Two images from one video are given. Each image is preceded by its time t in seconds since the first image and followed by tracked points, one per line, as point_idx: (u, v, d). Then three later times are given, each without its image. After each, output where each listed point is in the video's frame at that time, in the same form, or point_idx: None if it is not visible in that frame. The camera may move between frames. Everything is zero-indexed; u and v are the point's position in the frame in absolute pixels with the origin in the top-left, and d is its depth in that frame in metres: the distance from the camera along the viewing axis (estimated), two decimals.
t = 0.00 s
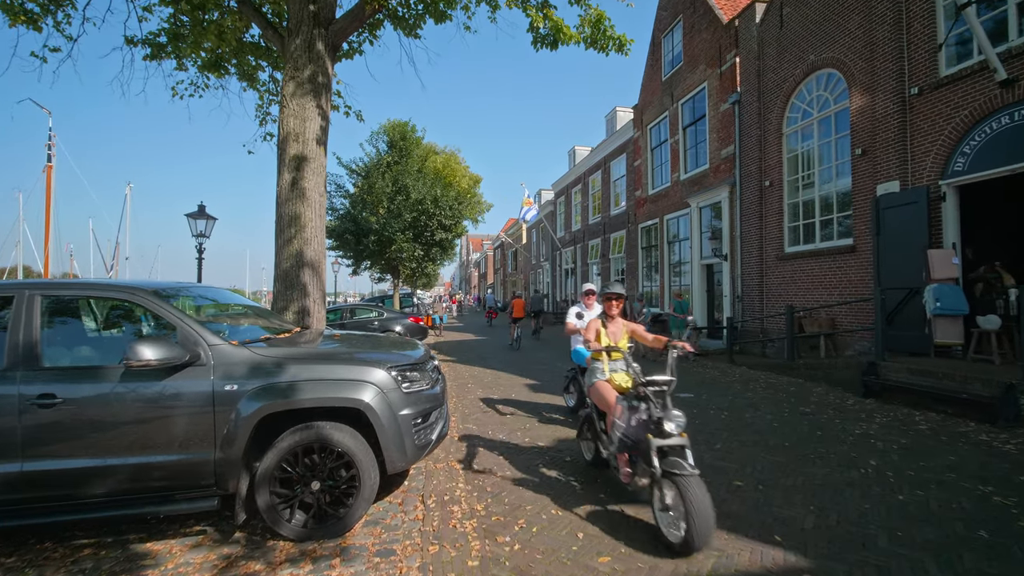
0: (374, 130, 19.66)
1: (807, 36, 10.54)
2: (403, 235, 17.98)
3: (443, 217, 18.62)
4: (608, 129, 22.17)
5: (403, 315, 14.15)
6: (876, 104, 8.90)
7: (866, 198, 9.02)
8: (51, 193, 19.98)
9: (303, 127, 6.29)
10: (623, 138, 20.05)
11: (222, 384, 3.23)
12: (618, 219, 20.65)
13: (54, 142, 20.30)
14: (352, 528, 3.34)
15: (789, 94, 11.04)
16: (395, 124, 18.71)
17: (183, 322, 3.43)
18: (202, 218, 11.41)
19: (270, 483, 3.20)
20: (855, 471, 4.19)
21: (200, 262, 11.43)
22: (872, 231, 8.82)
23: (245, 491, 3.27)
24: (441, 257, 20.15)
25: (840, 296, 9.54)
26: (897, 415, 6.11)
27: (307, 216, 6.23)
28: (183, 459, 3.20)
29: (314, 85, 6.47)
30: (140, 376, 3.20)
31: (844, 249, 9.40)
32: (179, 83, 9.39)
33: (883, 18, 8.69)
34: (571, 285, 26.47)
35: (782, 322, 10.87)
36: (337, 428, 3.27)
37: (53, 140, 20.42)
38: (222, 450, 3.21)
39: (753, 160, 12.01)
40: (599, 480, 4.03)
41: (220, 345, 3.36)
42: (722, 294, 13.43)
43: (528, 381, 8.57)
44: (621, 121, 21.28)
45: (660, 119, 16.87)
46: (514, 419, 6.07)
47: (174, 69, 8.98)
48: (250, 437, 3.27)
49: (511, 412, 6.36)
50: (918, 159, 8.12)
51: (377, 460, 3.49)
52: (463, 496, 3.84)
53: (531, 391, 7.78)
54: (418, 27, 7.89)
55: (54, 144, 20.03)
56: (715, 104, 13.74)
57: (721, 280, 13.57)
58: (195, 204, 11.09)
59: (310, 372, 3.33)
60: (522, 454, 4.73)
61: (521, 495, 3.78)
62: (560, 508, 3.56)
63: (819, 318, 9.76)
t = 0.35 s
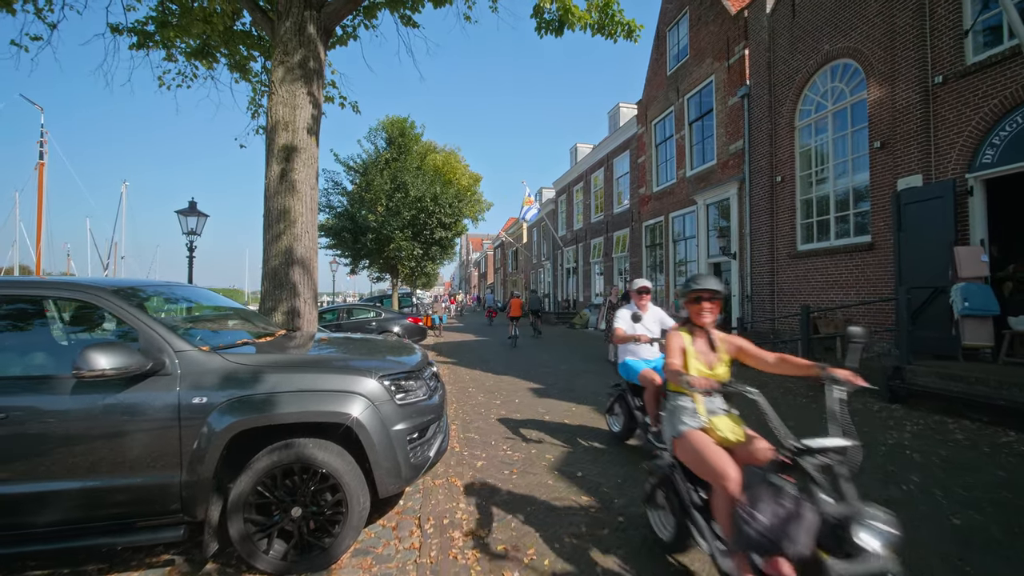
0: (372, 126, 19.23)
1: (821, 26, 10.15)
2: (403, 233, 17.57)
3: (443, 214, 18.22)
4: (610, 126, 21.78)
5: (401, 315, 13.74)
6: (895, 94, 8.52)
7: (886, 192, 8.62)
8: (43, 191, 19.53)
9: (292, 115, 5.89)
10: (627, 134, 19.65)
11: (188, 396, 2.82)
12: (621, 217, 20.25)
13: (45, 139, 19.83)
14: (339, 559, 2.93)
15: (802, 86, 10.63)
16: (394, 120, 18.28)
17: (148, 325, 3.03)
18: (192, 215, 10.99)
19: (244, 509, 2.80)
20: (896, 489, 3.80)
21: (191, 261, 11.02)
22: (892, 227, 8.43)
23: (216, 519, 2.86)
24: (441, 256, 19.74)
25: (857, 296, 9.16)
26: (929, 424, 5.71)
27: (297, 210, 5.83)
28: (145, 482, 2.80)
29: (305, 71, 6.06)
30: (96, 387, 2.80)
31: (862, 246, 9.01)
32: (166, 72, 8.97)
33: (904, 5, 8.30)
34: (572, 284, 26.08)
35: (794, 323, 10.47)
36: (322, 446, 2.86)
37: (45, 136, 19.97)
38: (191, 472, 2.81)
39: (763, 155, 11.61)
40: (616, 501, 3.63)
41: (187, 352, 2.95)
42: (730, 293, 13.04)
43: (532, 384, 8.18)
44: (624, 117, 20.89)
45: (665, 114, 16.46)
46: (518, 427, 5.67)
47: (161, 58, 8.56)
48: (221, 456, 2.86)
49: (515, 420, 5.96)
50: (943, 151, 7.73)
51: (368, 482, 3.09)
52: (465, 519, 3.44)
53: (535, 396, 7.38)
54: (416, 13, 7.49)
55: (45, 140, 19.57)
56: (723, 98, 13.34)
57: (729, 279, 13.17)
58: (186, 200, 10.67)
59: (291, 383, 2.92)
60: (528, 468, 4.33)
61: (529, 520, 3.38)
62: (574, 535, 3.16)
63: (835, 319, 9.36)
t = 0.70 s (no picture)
0: (370, 122, 18.84)
1: (833, 15, 9.78)
2: (400, 231, 17.18)
3: (442, 212, 17.83)
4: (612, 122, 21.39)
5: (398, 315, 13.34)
6: (914, 83, 8.14)
7: (904, 185, 8.24)
8: (34, 188, 19.12)
9: (278, 99, 5.50)
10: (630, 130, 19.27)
11: (139, 406, 2.43)
12: (623, 215, 19.86)
13: (36, 135, 19.40)
14: None
15: (813, 77, 10.24)
16: (391, 115, 17.90)
17: (94, 323, 2.63)
18: (181, 211, 10.59)
19: (203, 537, 2.41)
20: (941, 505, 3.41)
21: (180, 258, 10.62)
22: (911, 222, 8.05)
23: (173, 547, 2.51)
24: (440, 255, 19.36)
25: (873, 293, 8.77)
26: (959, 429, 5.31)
27: (282, 201, 5.45)
28: (88, 505, 2.41)
29: (292, 53, 5.66)
30: (32, 395, 2.41)
31: (879, 242, 8.63)
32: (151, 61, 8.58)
33: None
34: (573, 284, 25.68)
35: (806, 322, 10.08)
36: (293, 464, 2.48)
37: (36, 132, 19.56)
38: (141, 494, 2.42)
39: (772, 149, 11.21)
40: (630, 521, 3.23)
41: (139, 354, 2.56)
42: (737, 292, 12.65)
43: (533, 387, 7.79)
44: (627, 113, 20.51)
45: (669, 109, 16.08)
46: (519, 433, 5.26)
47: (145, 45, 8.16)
48: (177, 474, 2.48)
49: (516, 426, 5.57)
50: (966, 141, 7.36)
51: (349, 503, 2.70)
52: (461, 543, 3.04)
53: (537, 399, 6.97)
54: None
55: (36, 137, 19.19)
56: (730, 91, 12.95)
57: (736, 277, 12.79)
58: (174, 196, 10.27)
59: (260, 391, 2.53)
60: (531, 481, 3.93)
61: (534, 544, 2.98)
62: (584, 563, 2.76)
63: (849, 319, 8.98)
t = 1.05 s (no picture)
0: (366, 119, 18.42)
1: (845, 5, 9.40)
2: (397, 230, 16.77)
3: (439, 210, 17.45)
4: (613, 120, 21.00)
5: (394, 316, 12.93)
6: (933, 74, 7.76)
7: (922, 181, 7.88)
8: (23, 186, 18.69)
9: (258, 87, 5.10)
10: (631, 127, 18.87)
11: (63, 436, 2.03)
12: (625, 214, 19.46)
13: (26, 132, 18.97)
14: None
15: (824, 70, 9.85)
16: (388, 112, 17.50)
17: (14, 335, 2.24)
18: (168, 209, 10.18)
19: None
20: (995, 539, 3.01)
21: (166, 258, 10.21)
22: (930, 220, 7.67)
23: None
24: (438, 255, 18.97)
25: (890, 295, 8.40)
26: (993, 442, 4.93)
27: (262, 197, 5.05)
28: None
29: (274, 36, 5.24)
30: None
31: (896, 241, 8.26)
32: (131, 51, 8.16)
33: None
34: (573, 284, 25.27)
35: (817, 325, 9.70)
36: (249, 505, 2.09)
37: (25, 130, 19.12)
38: (64, 541, 2.02)
39: (781, 144, 10.81)
40: (645, 558, 2.83)
41: (67, 374, 2.17)
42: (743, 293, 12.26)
43: (533, 394, 7.40)
44: (628, 110, 20.12)
45: (672, 105, 15.68)
46: (518, 448, 4.86)
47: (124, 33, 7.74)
48: (108, 517, 2.07)
49: (515, 439, 5.17)
50: (990, 134, 7.00)
51: (319, 548, 2.30)
52: None
53: (537, 407, 6.56)
54: None
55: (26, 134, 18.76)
56: (736, 85, 12.56)
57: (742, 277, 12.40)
58: (160, 193, 9.87)
59: (210, 417, 2.13)
60: (532, 507, 3.53)
61: None
62: None
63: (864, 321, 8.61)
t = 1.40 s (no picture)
0: (362, 116, 18.06)
1: None
2: (393, 228, 16.40)
3: (437, 208, 17.11)
4: (614, 117, 20.68)
5: (390, 316, 12.57)
6: (953, 62, 7.44)
7: (942, 175, 7.57)
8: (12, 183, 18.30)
9: (239, 70, 4.74)
10: (633, 124, 18.53)
11: None
12: (626, 212, 19.10)
13: (15, 128, 18.57)
14: None
15: (835, 61, 9.51)
16: (385, 108, 17.13)
17: None
18: (154, 206, 9.81)
19: None
20: None
21: (152, 256, 9.84)
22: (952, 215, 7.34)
23: None
24: (436, 254, 18.62)
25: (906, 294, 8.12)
26: None
27: (243, 188, 4.70)
28: None
29: (257, 16, 4.88)
30: None
31: (912, 237, 7.95)
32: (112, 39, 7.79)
33: None
34: (573, 284, 24.91)
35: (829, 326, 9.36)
36: (197, 545, 1.74)
37: (14, 126, 18.71)
38: None
39: (789, 139, 10.46)
40: None
41: None
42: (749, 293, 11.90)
43: (533, 398, 7.04)
44: (630, 106, 19.77)
45: (675, 100, 15.35)
46: (518, 459, 4.49)
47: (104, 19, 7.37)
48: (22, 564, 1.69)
49: (515, 449, 4.81)
50: (1016, 124, 6.74)
51: None
52: None
53: (538, 413, 6.19)
54: None
55: (14, 130, 18.35)
56: (741, 79, 12.23)
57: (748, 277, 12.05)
58: (146, 188, 9.50)
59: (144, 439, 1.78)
60: (534, 530, 3.16)
61: None
62: None
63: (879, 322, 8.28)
